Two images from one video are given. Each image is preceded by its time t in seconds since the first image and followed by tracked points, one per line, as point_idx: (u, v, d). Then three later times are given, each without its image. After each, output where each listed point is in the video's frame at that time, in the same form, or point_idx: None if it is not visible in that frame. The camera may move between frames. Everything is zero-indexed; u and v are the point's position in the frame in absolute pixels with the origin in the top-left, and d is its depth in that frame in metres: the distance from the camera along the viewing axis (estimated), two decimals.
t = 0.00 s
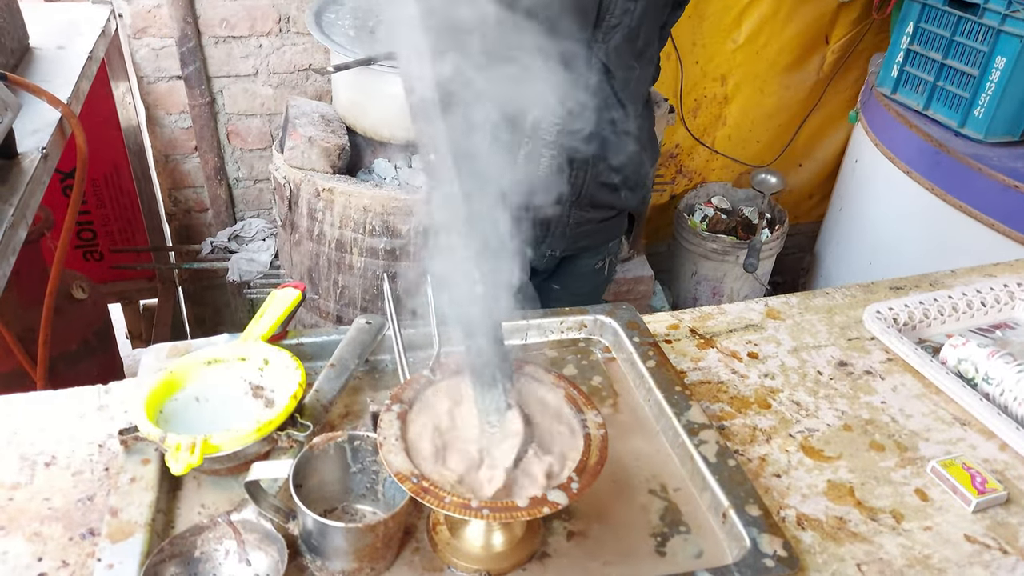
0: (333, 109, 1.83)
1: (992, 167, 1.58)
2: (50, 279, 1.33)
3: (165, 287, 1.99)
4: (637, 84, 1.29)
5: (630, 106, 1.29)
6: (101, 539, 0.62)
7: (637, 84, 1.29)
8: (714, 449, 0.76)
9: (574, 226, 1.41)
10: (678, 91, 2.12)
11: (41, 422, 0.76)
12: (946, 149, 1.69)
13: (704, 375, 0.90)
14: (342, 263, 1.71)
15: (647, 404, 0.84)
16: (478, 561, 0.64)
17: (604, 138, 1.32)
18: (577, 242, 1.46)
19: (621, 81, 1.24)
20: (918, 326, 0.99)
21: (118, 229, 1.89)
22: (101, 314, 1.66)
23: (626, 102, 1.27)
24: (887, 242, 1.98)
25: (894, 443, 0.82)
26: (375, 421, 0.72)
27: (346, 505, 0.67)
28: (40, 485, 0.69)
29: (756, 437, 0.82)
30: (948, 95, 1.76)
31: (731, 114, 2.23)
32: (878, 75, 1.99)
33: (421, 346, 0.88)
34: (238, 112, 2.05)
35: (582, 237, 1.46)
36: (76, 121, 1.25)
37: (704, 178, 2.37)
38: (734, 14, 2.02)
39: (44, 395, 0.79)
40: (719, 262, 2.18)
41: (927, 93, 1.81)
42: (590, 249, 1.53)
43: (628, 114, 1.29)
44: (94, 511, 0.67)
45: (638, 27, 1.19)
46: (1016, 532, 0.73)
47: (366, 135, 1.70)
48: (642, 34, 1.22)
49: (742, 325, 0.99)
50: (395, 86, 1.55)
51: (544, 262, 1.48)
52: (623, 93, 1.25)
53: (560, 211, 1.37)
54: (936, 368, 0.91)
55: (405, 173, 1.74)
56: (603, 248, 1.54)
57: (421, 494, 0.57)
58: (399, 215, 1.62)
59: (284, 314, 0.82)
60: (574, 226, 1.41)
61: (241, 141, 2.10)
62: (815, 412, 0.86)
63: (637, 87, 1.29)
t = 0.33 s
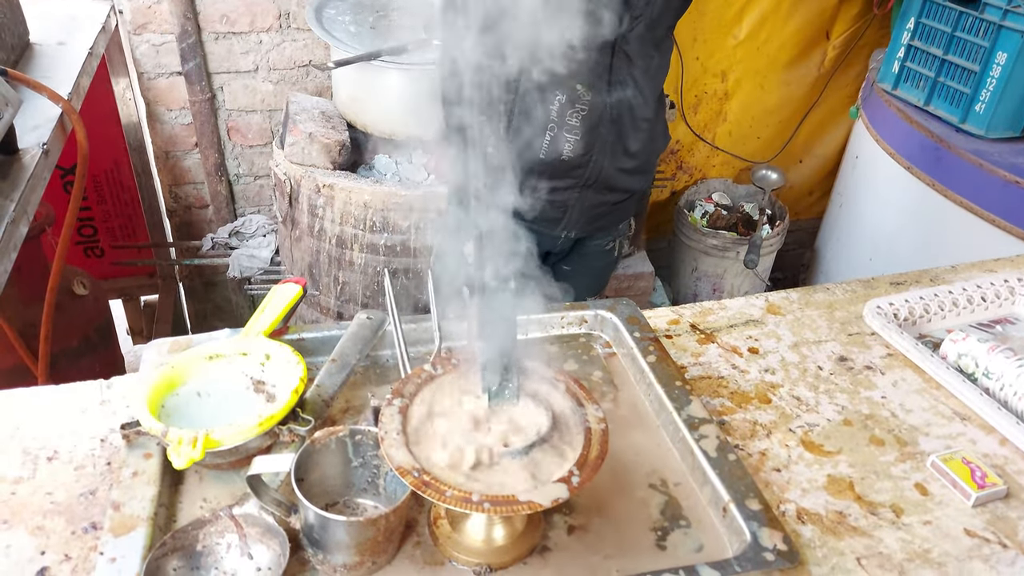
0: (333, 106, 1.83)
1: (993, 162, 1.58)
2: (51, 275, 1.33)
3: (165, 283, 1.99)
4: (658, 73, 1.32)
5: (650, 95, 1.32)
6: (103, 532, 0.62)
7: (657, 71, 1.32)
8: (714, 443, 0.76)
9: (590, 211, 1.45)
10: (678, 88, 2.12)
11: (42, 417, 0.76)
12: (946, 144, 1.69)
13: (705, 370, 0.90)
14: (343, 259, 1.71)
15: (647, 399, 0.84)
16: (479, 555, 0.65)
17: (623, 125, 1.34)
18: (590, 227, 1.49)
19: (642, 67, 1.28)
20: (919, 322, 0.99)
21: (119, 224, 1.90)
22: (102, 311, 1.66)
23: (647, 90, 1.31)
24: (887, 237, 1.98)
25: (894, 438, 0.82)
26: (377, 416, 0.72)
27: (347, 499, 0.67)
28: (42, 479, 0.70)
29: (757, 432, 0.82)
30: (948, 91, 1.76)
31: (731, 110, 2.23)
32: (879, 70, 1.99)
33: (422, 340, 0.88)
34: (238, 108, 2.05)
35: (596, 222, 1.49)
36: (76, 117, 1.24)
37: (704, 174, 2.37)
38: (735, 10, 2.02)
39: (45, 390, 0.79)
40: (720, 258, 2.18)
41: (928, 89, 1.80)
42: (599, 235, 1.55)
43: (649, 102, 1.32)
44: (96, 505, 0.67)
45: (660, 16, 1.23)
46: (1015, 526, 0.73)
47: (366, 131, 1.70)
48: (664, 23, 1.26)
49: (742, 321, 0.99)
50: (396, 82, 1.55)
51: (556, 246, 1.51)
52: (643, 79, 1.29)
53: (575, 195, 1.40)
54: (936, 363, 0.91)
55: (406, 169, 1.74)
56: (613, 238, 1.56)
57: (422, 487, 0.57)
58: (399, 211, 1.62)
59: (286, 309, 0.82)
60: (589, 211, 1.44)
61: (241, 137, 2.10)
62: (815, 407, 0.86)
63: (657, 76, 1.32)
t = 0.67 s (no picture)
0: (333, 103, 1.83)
1: (993, 158, 1.58)
2: (52, 272, 1.33)
3: (166, 280, 1.99)
4: (671, 66, 1.33)
5: (664, 88, 1.34)
6: (105, 527, 0.63)
7: (669, 66, 1.33)
8: (713, 439, 0.76)
9: (603, 203, 1.46)
10: (679, 85, 2.12)
11: (44, 412, 0.76)
12: (947, 141, 1.69)
13: (705, 366, 0.91)
14: (343, 256, 1.71)
15: (647, 395, 0.85)
16: (479, 550, 0.65)
17: (635, 118, 1.37)
18: (602, 219, 1.51)
19: (655, 61, 1.29)
20: (918, 318, 1.00)
21: (120, 221, 1.91)
22: (104, 308, 1.66)
23: (660, 83, 1.32)
24: (887, 234, 1.99)
25: (893, 434, 0.82)
26: (377, 411, 0.72)
27: (347, 494, 0.68)
28: (44, 474, 0.70)
29: (756, 428, 0.82)
30: (949, 88, 1.76)
31: (732, 107, 2.23)
32: (880, 67, 1.99)
33: (422, 337, 0.88)
34: (238, 105, 2.05)
35: (607, 213, 1.51)
36: (77, 114, 1.24)
37: (704, 171, 2.37)
38: (737, 7, 2.02)
39: (47, 386, 0.80)
40: (720, 255, 2.18)
41: (929, 86, 1.80)
42: (608, 229, 1.57)
43: (663, 95, 1.34)
44: (96, 500, 0.68)
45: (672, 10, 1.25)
46: (1014, 522, 0.73)
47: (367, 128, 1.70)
48: (676, 19, 1.28)
49: (742, 317, 0.99)
50: (397, 79, 1.55)
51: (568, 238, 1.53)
52: (656, 73, 1.30)
53: (589, 187, 1.42)
54: (936, 359, 0.91)
55: (406, 166, 1.74)
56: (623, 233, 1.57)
57: (422, 482, 0.57)
58: (399, 208, 1.63)
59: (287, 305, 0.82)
60: (601, 204, 1.47)
61: (242, 135, 2.10)
62: (815, 403, 0.86)
63: (670, 69, 1.34)
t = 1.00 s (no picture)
0: (335, 101, 1.83)
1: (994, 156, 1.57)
2: (54, 271, 1.33)
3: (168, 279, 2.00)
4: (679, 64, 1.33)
5: (671, 84, 1.35)
6: (107, 526, 0.63)
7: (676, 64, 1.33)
8: (715, 437, 0.76)
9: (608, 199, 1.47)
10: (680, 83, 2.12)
11: (46, 410, 0.77)
12: (948, 138, 1.68)
13: (706, 365, 0.91)
14: (345, 255, 1.71)
15: (648, 394, 0.85)
16: (480, 548, 0.65)
17: (642, 114, 1.39)
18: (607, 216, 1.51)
19: (663, 57, 1.30)
20: (920, 316, 0.99)
21: (122, 220, 1.91)
22: (106, 306, 1.66)
23: (666, 80, 1.33)
24: (889, 232, 1.99)
25: (895, 433, 0.82)
26: (378, 409, 0.73)
27: (349, 492, 0.68)
28: (47, 473, 0.70)
29: (757, 426, 0.82)
30: (951, 86, 1.75)
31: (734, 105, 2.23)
32: (882, 65, 1.99)
33: (424, 335, 0.88)
34: (239, 104, 2.05)
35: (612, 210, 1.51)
36: (79, 114, 1.25)
37: (705, 169, 2.37)
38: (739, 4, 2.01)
39: (48, 385, 0.80)
40: (721, 253, 2.18)
41: (931, 84, 1.79)
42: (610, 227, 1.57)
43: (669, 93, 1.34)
44: (99, 499, 0.68)
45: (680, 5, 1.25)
46: (1015, 521, 0.73)
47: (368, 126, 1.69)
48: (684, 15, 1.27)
49: (743, 316, 0.99)
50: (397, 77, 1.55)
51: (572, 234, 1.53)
52: (663, 69, 1.31)
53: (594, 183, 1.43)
54: (937, 358, 0.91)
55: (408, 164, 1.74)
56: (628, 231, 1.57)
57: (424, 481, 0.58)
58: (400, 206, 1.63)
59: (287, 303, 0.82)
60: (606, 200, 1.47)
61: (243, 133, 2.10)
62: (816, 402, 0.86)
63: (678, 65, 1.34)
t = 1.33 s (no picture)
0: (336, 101, 1.83)
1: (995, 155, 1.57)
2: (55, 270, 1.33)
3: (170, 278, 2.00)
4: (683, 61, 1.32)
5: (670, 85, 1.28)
6: (107, 526, 0.63)
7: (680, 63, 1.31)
8: (716, 438, 0.76)
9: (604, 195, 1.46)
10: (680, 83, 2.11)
11: (47, 410, 0.77)
12: (950, 138, 1.68)
13: (706, 365, 0.90)
14: (346, 254, 1.71)
15: (650, 394, 0.84)
16: (480, 548, 0.65)
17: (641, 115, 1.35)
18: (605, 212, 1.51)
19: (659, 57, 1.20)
20: (921, 317, 0.99)
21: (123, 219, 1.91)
22: (107, 305, 1.67)
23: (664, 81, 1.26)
24: (889, 232, 1.99)
25: (896, 433, 0.82)
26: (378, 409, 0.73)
27: (350, 492, 0.68)
28: (47, 472, 0.70)
29: (759, 427, 0.82)
30: (953, 85, 1.75)
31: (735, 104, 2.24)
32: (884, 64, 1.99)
33: (425, 335, 0.88)
34: (241, 103, 2.05)
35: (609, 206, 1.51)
36: (80, 113, 1.25)
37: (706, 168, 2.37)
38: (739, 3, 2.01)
39: (49, 385, 0.80)
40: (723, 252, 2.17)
41: (933, 83, 1.79)
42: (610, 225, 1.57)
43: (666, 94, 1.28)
44: (100, 499, 0.68)
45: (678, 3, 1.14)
46: (1017, 522, 0.73)
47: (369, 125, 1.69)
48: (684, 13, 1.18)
49: (743, 316, 0.99)
50: (398, 77, 1.54)
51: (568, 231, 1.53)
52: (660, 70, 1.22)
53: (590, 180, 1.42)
54: (939, 358, 0.91)
55: (409, 163, 1.75)
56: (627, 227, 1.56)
57: (425, 481, 0.58)
58: (401, 206, 1.63)
59: (288, 303, 0.82)
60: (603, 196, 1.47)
61: (244, 132, 2.10)
62: (818, 402, 0.86)
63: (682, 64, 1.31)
